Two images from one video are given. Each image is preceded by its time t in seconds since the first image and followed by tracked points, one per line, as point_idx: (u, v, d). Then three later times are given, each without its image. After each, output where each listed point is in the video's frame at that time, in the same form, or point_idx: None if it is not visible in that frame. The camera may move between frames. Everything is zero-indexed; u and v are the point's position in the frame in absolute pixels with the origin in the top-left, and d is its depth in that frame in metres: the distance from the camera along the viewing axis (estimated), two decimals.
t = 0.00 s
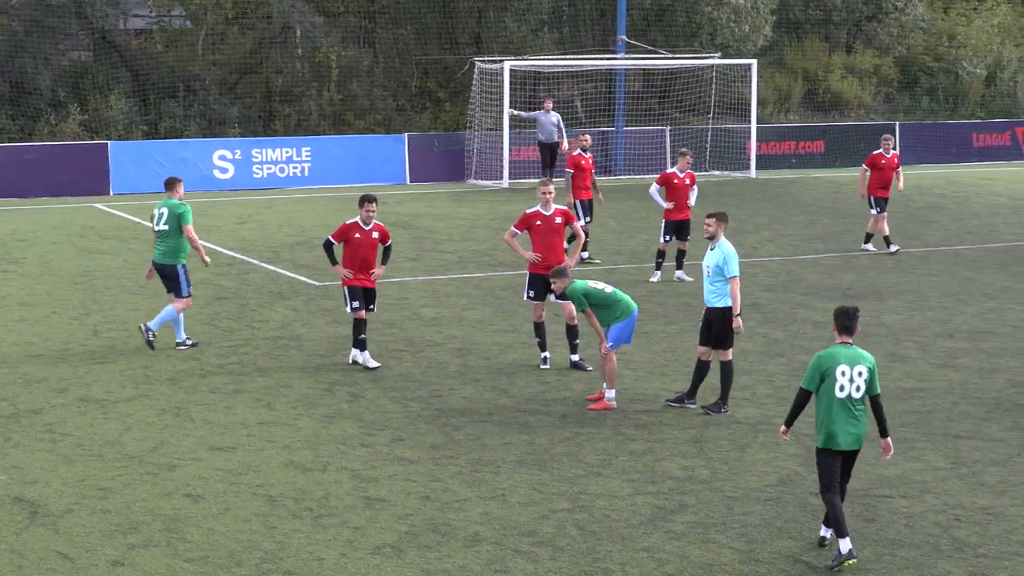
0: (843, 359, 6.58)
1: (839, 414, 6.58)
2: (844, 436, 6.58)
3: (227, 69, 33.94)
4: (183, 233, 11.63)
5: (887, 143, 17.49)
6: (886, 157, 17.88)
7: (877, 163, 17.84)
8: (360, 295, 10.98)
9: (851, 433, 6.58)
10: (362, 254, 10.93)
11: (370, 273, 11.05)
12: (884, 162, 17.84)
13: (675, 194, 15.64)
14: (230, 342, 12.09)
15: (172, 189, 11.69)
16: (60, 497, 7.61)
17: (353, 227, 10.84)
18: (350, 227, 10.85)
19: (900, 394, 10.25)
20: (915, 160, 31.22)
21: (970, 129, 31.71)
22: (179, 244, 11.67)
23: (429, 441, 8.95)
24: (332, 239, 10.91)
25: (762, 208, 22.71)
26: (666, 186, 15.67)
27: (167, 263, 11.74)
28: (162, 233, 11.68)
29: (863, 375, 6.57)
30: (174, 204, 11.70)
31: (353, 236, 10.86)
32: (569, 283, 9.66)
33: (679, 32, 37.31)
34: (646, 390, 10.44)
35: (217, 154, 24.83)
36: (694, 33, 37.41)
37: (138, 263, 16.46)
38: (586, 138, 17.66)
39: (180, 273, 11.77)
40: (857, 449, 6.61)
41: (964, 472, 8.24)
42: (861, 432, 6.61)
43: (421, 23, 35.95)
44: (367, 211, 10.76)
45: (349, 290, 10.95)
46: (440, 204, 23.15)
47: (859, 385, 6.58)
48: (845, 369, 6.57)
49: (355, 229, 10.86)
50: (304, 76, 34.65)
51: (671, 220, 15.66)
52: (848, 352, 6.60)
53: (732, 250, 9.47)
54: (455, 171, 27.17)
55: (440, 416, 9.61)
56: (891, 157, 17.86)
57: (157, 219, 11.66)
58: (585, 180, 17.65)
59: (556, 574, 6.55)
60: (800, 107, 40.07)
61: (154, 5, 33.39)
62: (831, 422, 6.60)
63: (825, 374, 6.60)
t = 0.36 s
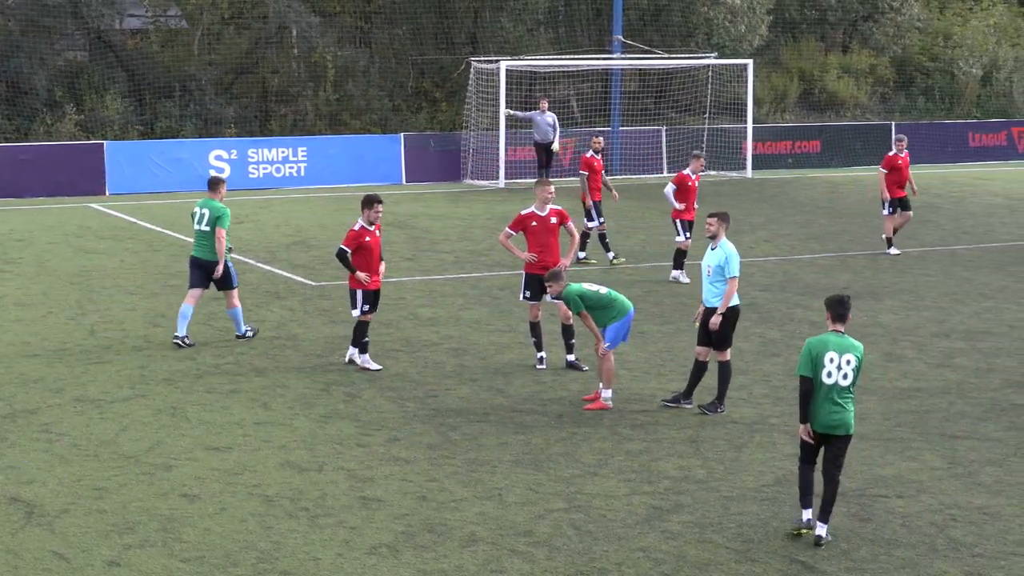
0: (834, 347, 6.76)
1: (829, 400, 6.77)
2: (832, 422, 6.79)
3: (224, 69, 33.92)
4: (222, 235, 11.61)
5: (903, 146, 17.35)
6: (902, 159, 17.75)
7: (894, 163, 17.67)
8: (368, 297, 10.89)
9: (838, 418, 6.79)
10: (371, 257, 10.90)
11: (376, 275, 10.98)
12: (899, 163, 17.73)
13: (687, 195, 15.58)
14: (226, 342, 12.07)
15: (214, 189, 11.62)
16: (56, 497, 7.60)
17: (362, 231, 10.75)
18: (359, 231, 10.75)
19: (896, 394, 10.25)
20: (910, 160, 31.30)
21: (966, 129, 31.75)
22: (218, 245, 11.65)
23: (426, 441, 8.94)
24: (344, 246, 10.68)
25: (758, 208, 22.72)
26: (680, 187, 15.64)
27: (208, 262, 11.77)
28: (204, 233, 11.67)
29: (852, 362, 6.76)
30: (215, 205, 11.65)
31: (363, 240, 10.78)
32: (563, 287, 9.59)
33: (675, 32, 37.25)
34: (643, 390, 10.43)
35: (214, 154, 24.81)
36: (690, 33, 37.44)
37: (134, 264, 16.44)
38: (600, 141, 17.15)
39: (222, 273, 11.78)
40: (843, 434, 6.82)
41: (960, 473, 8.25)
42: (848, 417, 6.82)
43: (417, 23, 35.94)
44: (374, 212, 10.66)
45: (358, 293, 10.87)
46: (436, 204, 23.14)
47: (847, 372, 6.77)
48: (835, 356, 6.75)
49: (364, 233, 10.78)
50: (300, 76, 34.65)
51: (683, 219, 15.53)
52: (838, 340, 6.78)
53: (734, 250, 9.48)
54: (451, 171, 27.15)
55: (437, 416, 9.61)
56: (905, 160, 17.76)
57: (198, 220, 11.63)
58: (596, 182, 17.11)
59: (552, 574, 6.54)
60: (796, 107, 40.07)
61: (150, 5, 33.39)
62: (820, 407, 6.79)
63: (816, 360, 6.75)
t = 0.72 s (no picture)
0: (817, 339, 6.87)
1: (819, 392, 6.86)
2: (824, 412, 6.87)
3: (224, 70, 33.91)
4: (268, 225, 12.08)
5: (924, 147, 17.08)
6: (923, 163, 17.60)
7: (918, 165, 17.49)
8: (380, 299, 10.86)
9: (831, 408, 6.86)
10: (383, 259, 10.89)
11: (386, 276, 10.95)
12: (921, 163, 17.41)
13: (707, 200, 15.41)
14: (226, 342, 12.07)
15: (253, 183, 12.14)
16: (56, 498, 7.60)
17: (376, 232, 10.75)
18: (373, 233, 10.74)
19: (896, 394, 10.26)
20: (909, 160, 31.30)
21: (966, 129, 31.74)
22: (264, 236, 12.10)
23: (425, 441, 8.94)
24: (361, 249, 10.63)
25: (758, 208, 22.73)
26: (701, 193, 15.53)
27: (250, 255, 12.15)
28: (247, 225, 12.10)
29: (836, 352, 6.86)
30: (257, 198, 12.12)
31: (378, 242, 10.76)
32: (562, 288, 9.54)
33: (675, 32, 37.19)
34: (643, 390, 10.44)
35: (214, 154, 24.82)
36: (690, 33, 37.48)
37: (134, 263, 16.44)
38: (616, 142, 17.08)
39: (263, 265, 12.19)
40: (839, 423, 6.88)
41: (960, 472, 8.25)
42: (841, 407, 6.88)
43: (417, 23, 35.97)
44: (388, 214, 10.68)
45: (369, 296, 10.82)
46: (435, 204, 23.14)
47: (833, 362, 6.86)
48: (819, 348, 6.86)
49: (379, 235, 10.76)
50: (300, 77, 34.65)
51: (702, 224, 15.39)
52: (821, 331, 6.88)
53: (735, 250, 9.48)
54: (451, 170, 27.16)
55: (437, 416, 9.61)
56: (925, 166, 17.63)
57: (245, 212, 12.07)
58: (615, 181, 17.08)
59: (552, 574, 6.55)
60: (795, 107, 40.07)
61: (151, 5, 33.42)
62: (811, 400, 6.89)
63: (800, 354, 6.89)
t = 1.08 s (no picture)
0: (807, 333, 7.18)
1: (806, 383, 7.19)
2: (811, 403, 7.19)
3: (224, 70, 33.94)
4: (300, 218, 12.54)
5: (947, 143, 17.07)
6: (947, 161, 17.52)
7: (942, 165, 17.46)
8: (397, 303, 10.86)
9: (818, 399, 7.18)
10: (406, 262, 10.86)
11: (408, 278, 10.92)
12: (944, 162, 17.43)
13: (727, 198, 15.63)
14: (226, 342, 12.07)
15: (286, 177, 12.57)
16: (56, 497, 7.60)
17: (399, 233, 10.75)
18: (397, 235, 10.74)
19: (896, 394, 10.26)
20: (909, 159, 31.27)
21: (966, 128, 31.71)
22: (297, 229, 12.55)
23: (426, 441, 8.94)
24: (383, 249, 10.61)
25: (757, 208, 22.74)
26: (719, 191, 15.77)
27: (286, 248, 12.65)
28: (280, 219, 12.57)
29: (825, 346, 7.17)
30: (289, 192, 12.57)
31: (401, 243, 10.77)
32: (564, 289, 9.53)
33: (676, 32, 37.19)
34: (644, 390, 10.43)
35: (214, 154, 24.82)
36: (690, 33, 37.50)
37: (134, 263, 16.44)
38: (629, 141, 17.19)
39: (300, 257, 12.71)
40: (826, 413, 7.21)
41: (960, 472, 8.25)
42: (828, 398, 7.20)
43: (417, 23, 35.97)
44: (411, 216, 10.68)
45: (387, 299, 10.81)
46: (435, 204, 23.14)
47: (823, 356, 7.17)
48: (809, 341, 7.17)
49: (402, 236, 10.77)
50: (300, 77, 34.67)
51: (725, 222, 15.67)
52: (811, 326, 7.19)
53: (733, 250, 9.49)
54: (451, 170, 27.15)
55: (437, 416, 9.61)
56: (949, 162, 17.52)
57: (277, 207, 12.55)
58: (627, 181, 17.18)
59: (552, 574, 6.54)
60: (795, 106, 40.09)
61: (151, 5, 33.38)
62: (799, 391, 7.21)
63: (791, 346, 7.21)
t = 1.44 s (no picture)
0: (804, 323, 7.37)
1: (800, 371, 7.36)
2: (803, 392, 7.38)
3: (224, 70, 33.94)
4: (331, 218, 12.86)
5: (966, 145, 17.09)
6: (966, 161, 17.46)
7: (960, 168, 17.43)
8: (430, 300, 10.81)
9: (808, 389, 7.38)
10: (431, 259, 10.95)
11: (433, 275, 11.00)
12: (965, 164, 17.38)
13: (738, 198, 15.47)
14: (226, 342, 12.06)
15: (322, 178, 12.92)
16: (56, 498, 7.60)
17: (424, 230, 10.82)
18: (422, 231, 10.82)
19: (897, 394, 10.26)
20: (909, 159, 31.25)
21: (966, 128, 31.70)
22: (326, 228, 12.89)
23: (426, 441, 8.94)
24: (407, 245, 10.70)
25: (757, 208, 22.74)
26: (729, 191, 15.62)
27: (317, 246, 13.01)
28: (314, 218, 12.94)
29: (820, 337, 7.37)
30: (324, 193, 12.93)
31: (426, 240, 10.85)
32: (567, 287, 9.55)
33: (676, 32, 37.21)
34: (644, 390, 10.43)
35: (214, 154, 24.83)
36: (690, 33, 37.50)
37: (134, 263, 16.44)
38: (642, 141, 17.30)
39: (330, 256, 13.03)
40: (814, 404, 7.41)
41: (960, 472, 8.25)
42: (818, 389, 7.42)
43: (417, 23, 35.95)
44: (437, 212, 10.78)
45: (419, 296, 10.78)
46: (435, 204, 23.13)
47: (817, 346, 7.37)
48: (805, 331, 7.36)
49: (427, 234, 10.85)
50: (300, 77, 34.66)
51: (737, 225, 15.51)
52: (807, 317, 7.39)
53: (733, 249, 9.50)
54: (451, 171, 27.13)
55: (437, 416, 9.61)
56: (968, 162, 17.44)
57: (310, 207, 12.92)
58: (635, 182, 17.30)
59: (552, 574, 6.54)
60: (795, 106, 40.10)
61: (151, 5, 33.37)
62: (791, 379, 7.40)
63: (788, 335, 7.37)
